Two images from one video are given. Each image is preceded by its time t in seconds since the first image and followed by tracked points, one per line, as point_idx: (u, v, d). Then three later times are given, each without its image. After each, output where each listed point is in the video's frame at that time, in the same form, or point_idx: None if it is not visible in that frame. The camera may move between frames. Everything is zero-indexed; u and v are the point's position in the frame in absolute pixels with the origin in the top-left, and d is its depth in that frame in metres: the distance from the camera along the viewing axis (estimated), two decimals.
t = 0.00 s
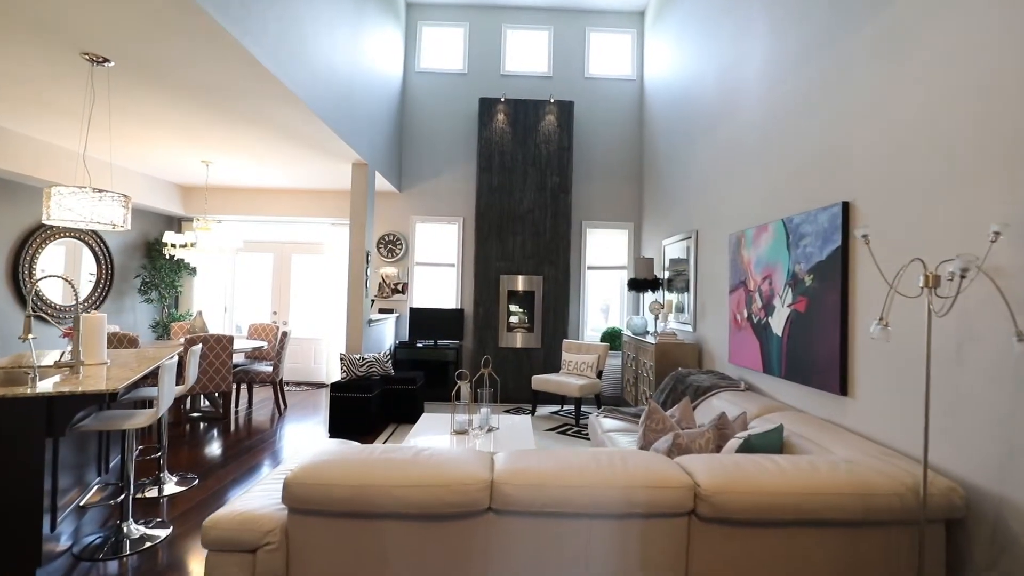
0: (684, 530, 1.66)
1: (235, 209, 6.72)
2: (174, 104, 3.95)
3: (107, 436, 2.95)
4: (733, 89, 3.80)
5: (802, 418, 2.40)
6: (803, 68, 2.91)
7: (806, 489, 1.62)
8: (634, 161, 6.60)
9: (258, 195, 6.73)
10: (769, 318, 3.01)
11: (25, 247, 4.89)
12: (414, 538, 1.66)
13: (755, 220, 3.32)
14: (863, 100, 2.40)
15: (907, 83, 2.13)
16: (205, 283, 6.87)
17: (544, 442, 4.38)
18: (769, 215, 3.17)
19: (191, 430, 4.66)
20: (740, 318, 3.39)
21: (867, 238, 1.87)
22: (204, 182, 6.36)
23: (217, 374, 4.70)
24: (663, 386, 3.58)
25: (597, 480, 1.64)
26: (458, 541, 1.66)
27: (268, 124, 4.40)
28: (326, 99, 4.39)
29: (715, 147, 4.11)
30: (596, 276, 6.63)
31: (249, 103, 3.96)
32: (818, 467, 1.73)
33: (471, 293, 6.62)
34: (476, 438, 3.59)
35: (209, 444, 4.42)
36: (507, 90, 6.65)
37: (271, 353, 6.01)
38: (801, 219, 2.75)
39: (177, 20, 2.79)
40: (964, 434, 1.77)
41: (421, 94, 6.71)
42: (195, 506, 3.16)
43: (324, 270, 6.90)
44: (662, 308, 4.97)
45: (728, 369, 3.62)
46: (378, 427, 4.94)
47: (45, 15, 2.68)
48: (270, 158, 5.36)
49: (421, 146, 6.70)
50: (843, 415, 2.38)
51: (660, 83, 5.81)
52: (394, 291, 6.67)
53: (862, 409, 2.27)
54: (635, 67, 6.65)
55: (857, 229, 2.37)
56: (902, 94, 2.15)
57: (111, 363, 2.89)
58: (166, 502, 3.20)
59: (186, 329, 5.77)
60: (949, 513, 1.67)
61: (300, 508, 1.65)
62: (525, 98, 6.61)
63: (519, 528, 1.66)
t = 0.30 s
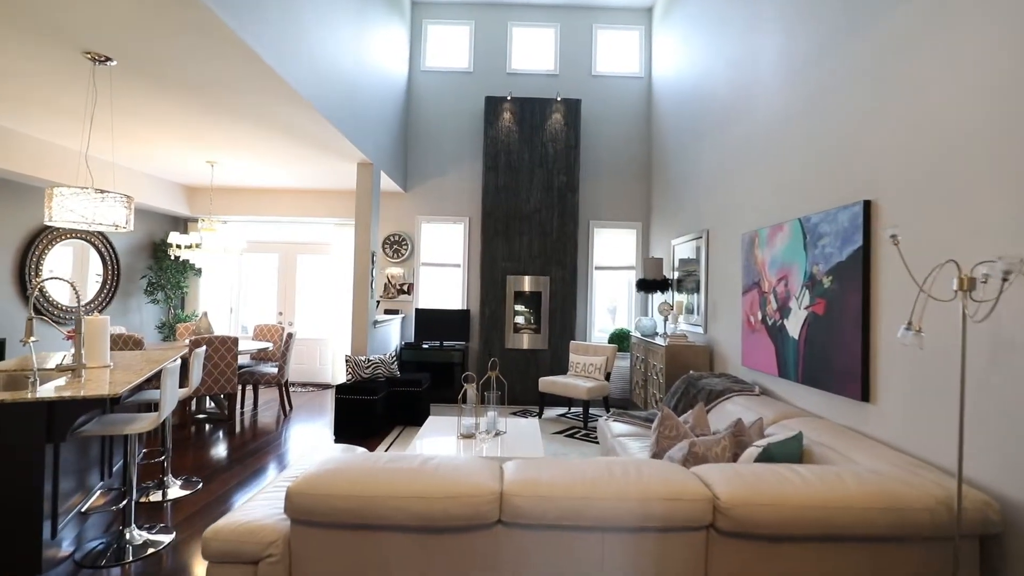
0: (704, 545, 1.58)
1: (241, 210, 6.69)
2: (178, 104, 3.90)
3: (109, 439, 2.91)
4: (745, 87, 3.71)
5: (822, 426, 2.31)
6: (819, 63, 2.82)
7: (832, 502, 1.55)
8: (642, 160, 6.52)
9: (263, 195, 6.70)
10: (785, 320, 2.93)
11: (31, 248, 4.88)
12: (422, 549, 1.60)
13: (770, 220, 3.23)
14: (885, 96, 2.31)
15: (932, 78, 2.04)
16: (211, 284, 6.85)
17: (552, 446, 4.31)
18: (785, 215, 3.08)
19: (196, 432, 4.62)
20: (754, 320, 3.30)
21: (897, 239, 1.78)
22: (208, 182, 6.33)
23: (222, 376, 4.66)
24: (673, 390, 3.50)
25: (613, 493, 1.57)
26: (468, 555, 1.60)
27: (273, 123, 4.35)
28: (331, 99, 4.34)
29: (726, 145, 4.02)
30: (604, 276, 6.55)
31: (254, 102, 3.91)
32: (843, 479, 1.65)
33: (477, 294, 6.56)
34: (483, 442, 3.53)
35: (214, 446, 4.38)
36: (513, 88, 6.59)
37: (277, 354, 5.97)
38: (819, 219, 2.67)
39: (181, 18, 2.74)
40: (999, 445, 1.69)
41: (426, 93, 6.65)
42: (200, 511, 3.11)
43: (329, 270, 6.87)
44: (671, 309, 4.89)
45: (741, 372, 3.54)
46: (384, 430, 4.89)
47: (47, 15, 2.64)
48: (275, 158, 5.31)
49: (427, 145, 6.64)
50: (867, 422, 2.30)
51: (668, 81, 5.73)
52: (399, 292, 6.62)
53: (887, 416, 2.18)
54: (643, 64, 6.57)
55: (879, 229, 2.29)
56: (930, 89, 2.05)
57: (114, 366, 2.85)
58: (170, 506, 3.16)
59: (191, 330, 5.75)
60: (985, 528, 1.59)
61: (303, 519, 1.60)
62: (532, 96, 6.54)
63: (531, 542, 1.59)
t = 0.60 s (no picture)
0: (727, 559, 1.51)
1: (253, 210, 6.72)
2: (189, 106, 3.89)
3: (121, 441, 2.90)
4: (763, 82, 3.61)
5: (848, 433, 2.22)
6: (842, 56, 2.71)
7: (864, 517, 1.47)
8: (656, 158, 6.43)
9: (275, 196, 6.72)
10: (807, 322, 2.83)
11: (47, 250, 4.93)
12: (434, 560, 1.55)
13: (791, 219, 3.14)
14: (913, 88, 2.21)
15: (966, 69, 1.94)
16: (224, 285, 6.88)
17: (565, 449, 4.24)
18: (806, 213, 2.98)
19: (209, 432, 4.63)
20: (774, 322, 3.21)
21: (933, 239, 1.65)
22: (221, 183, 6.36)
23: (234, 376, 4.67)
24: (690, 393, 3.42)
25: (632, 504, 1.50)
26: (481, 568, 1.55)
27: (285, 123, 4.33)
28: (342, 99, 4.31)
29: (744, 142, 3.92)
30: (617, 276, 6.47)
31: (265, 102, 3.89)
32: (876, 491, 1.57)
33: (489, 295, 6.51)
34: (495, 446, 3.47)
35: (227, 446, 4.39)
36: (525, 86, 6.53)
37: (289, 354, 5.97)
38: (843, 217, 2.57)
39: (190, 18, 2.72)
40: None
41: (437, 93, 6.62)
42: (211, 513, 3.09)
43: (341, 270, 6.87)
44: (687, 310, 4.80)
45: (761, 375, 3.45)
46: (396, 431, 4.86)
47: (57, 16, 2.62)
48: (287, 158, 5.31)
49: (438, 145, 6.61)
50: (897, 430, 2.20)
51: (683, 77, 5.63)
52: (411, 292, 6.59)
53: (919, 424, 2.09)
54: (657, 60, 6.47)
55: (908, 228, 2.19)
56: (964, 82, 1.95)
57: (125, 367, 2.84)
58: (182, 508, 3.15)
59: (204, 331, 5.77)
60: None
61: (313, 528, 1.55)
62: (544, 94, 6.47)
63: (546, 555, 1.53)
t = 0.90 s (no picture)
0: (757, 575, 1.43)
1: (272, 211, 6.78)
2: (208, 108, 3.92)
3: (141, 441, 2.93)
4: (790, 75, 3.49)
5: (884, 441, 2.11)
6: (874, 46, 2.59)
7: (905, 533, 1.37)
8: (675, 155, 6.30)
9: (293, 197, 6.76)
10: (837, 324, 2.72)
11: (71, 251, 5.02)
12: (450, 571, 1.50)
13: (819, 217, 3.02)
14: (953, 77, 2.08)
15: (1011, 56, 1.82)
16: (244, 285, 6.96)
17: (584, 452, 4.17)
18: (836, 211, 2.86)
19: (229, 432, 4.67)
20: (801, 324, 3.10)
21: (982, 236, 1.58)
22: (240, 184, 6.42)
23: (253, 376, 4.70)
24: (713, 396, 3.32)
25: (656, 516, 1.43)
26: None
27: (301, 124, 4.34)
28: (359, 99, 4.30)
29: (769, 138, 3.80)
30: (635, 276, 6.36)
31: (282, 102, 3.89)
32: (917, 505, 1.47)
33: (506, 295, 6.46)
34: (513, 449, 3.42)
35: (246, 445, 4.42)
36: (542, 84, 6.46)
37: (307, 354, 6.00)
38: (876, 214, 2.46)
39: (206, 19, 2.71)
40: None
41: (453, 92, 6.59)
42: (229, 514, 3.10)
43: (358, 270, 6.89)
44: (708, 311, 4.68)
45: (787, 379, 3.33)
46: (412, 432, 4.84)
47: (77, 18, 2.64)
48: (304, 159, 5.33)
49: (454, 144, 6.58)
50: (936, 438, 2.09)
51: (703, 72, 5.50)
52: (427, 292, 6.58)
53: (960, 433, 1.97)
54: (676, 56, 6.34)
55: (948, 225, 2.08)
56: (1008, 69, 1.83)
57: (144, 368, 2.87)
58: (201, 508, 3.16)
59: (224, 331, 5.83)
60: None
61: (327, 535, 1.52)
62: (561, 92, 6.40)
63: (565, 567, 1.47)
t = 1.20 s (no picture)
0: None
1: (293, 213, 6.84)
2: (228, 110, 3.95)
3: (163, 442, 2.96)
4: (819, 67, 3.35)
5: (923, 450, 2.00)
6: (909, 34, 2.46)
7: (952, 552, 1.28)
8: (698, 152, 6.17)
9: (313, 198, 6.82)
10: (871, 326, 2.60)
11: (99, 252, 5.14)
12: None
13: (850, 215, 2.90)
14: (996, 66, 1.96)
15: None
16: (266, 286, 7.05)
17: (604, 456, 4.09)
18: (869, 208, 2.73)
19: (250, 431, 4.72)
20: (832, 326, 2.98)
21: None
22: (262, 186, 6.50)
23: (273, 376, 4.74)
24: (738, 399, 3.22)
25: (682, 529, 1.36)
26: None
27: (320, 125, 4.35)
28: (377, 100, 4.30)
29: (797, 134, 3.67)
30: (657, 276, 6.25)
31: (300, 103, 3.90)
32: (965, 522, 1.37)
33: (525, 295, 6.40)
34: (532, 452, 3.36)
35: (267, 444, 4.45)
36: (560, 82, 6.39)
37: (326, 354, 6.04)
38: (914, 211, 2.33)
39: (224, 20, 2.72)
40: None
41: (471, 92, 6.56)
42: (249, 514, 3.11)
43: (377, 271, 6.91)
44: (732, 312, 4.54)
45: (817, 382, 3.21)
46: (431, 433, 4.83)
47: (98, 22, 2.67)
48: (323, 160, 5.36)
49: (472, 144, 6.55)
50: (980, 448, 1.96)
51: (727, 67, 5.36)
52: (446, 293, 6.56)
53: (1008, 443, 1.85)
54: (698, 51, 6.20)
55: (992, 221, 1.95)
56: None
57: (165, 368, 2.90)
58: (222, 508, 3.17)
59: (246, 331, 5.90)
60: None
61: (342, 543, 1.49)
62: (580, 90, 6.31)
63: None
